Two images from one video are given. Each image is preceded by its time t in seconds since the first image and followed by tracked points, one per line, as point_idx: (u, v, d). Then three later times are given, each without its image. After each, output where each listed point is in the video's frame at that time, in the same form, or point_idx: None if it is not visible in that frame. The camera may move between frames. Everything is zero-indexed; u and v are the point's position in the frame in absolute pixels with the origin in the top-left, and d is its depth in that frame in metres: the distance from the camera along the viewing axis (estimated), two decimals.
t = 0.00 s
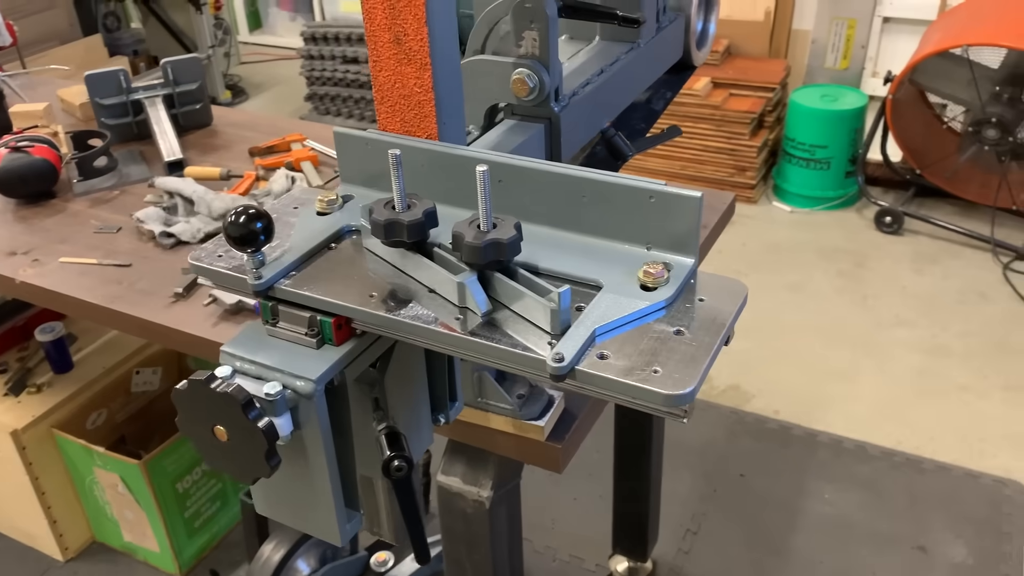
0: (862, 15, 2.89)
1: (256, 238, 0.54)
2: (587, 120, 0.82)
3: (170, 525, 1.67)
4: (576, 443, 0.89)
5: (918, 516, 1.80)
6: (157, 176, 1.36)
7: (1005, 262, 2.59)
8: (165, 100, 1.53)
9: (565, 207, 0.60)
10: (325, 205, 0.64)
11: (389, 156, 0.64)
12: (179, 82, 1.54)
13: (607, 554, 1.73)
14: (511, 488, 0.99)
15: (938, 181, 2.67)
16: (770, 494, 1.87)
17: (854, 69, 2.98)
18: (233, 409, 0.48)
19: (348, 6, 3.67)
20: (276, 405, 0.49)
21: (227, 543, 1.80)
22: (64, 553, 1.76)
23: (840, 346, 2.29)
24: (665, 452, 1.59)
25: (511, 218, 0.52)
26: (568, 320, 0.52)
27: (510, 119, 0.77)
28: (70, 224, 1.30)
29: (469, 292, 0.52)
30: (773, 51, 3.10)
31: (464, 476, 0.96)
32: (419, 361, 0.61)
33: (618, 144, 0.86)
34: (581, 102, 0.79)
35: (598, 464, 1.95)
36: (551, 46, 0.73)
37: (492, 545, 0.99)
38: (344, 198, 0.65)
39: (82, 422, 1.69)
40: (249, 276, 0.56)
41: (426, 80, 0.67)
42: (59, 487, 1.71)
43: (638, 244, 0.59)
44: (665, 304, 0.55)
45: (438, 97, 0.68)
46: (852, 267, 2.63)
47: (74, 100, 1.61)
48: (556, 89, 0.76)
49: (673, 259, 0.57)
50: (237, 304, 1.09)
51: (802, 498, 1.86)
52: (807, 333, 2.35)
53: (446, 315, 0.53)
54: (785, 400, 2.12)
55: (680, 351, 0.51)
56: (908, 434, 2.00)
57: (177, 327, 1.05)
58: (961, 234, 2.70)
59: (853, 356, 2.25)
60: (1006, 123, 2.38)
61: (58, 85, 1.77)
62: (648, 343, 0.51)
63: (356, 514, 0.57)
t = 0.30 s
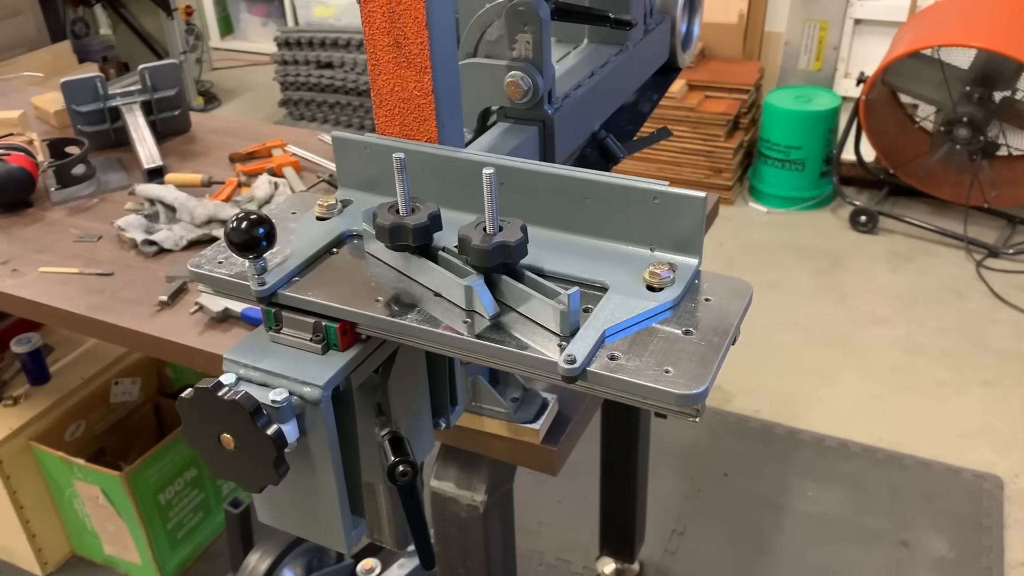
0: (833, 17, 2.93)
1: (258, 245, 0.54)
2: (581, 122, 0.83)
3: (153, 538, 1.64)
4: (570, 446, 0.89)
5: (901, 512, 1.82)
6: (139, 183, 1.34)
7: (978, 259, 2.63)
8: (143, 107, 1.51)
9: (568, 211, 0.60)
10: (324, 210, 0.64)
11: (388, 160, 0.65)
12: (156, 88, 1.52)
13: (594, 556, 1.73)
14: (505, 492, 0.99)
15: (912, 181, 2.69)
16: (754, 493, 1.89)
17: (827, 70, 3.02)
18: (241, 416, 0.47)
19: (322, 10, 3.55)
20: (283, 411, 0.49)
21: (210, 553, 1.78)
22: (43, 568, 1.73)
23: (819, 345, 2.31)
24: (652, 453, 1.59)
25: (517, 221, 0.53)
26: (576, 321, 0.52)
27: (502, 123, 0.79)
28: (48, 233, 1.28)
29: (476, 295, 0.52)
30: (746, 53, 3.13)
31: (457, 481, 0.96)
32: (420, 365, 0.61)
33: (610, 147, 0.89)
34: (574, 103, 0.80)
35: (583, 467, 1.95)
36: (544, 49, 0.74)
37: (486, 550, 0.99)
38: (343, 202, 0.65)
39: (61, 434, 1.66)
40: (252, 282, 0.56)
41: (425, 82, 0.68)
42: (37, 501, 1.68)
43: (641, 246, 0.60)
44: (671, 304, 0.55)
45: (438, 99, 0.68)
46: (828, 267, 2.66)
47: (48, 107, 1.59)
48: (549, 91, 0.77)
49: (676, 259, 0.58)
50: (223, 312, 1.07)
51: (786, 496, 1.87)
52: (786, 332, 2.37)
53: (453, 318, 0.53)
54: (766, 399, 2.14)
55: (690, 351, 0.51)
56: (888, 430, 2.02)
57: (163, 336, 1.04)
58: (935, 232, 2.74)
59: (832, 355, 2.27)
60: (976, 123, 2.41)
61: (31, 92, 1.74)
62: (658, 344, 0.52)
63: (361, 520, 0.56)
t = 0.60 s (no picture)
0: (811, 17, 2.95)
1: (263, 246, 0.54)
2: (575, 122, 0.85)
3: (140, 544, 1.63)
4: (565, 444, 0.89)
5: (885, 506, 1.84)
6: (123, 186, 1.33)
7: (956, 255, 2.66)
8: (126, 109, 1.50)
9: (572, 209, 0.61)
10: (326, 210, 0.65)
11: (390, 159, 0.65)
12: (139, 91, 1.51)
13: (583, 555, 1.74)
14: (499, 491, 0.99)
15: (889, 178, 2.72)
16: (740, 489, 1.90)
17: (805, 69, 3.04)
18: (251, 419, 0.48)
19: (300, 11, 3.57)
20: (292, 412, 0.49)
21: (197, 558, 1.77)
22: None
23: (801, 341, 2.34)
24: (640, 451, 1.60)
25: (524, 219, 0.53)
26: (585, 318, 0.52)
27: (499, 122, 0.81)
28: (32, 237, 1.27)
29: (483, 293, 0.53)
30: (725, 53, 3.15)
31: (452, 480, 0.96)
32: (422, 366, 0.61)
33: (605, 147, 0.91)
34: (568, 103, 0.82)
35: (570, 466, 1.96)
36: (539, 49, 0.76)
37: (481, 549, 0.99)
38: (344, 203, 0.66)
39: (44, 440, 1.64)
40: (257, 283, 0.56)
41: (427, 82, 0.69)
42: (20, 508, 1.66)
43: (644, 243, 0.61)
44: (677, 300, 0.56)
45: (439, 99, 0.69)
46: (809, 264, 2.68)
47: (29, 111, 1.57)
48: (544, 91, 0.78)
49: (680, 257, 0.59)
50: (213, 314, 1.06)
51: (772, 492, 1.89)
52: (769, 329, 2.39)
53: (460, 316, 0.53)
54: (750, 396, 2.15)
55: (698, 346, 0.52)
56: (871, 425, 2.04)
57: (152, 339, 1.03)
58: (912, 229, 2.77)
59: (814, 351, 2.29)
60: (953, 120, 2.43)
61: (10, 95, 1.72)
62: (666, 340, 0.52)
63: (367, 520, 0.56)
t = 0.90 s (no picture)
0: (793, 17, 2.97)
1: (266, 242, 0.55)
2: (568, 119, 0.87)
3: (128, 547, 1.62)
4: (561, 441, 0.89)
5: (872, 501, 1.85)
6: (112, 186, 1.33)
7: (939, 253, 2.69)
8: (112, 109, 1.49)
9: (573, 204, 0.63)
10: (326, 205, 0.66)
11: (391, 154, 0.67)
12: (126, 91, 1.51)
13: (574, 553, 1.74)
14: (494, 488, 0.99)
15: (872, 177, 2.75)
16: (729, 486, 1.91)
17: (788, 69, 3.06)
18: (257, 413, 0.48)
19: (284, 12, 3.54)
20: (298, 406, 0.49)
21: (187, 560, 1.76)
22: None
23: (787, 339, 2.35)
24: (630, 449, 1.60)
25: (527, 215, 0.55)
26: (589, 311, 0.53)
27: (495, 119, 0.83)
28: (19, 239, 1.26)
29: (487, 287, 0.54)
30: (709, 54, 3.17)
31: (447, 478, 0.96)
32: (424, 361, 0.62)
33: (598, 144, 0.94)
34: (562, 100, 0.84)
35: (559, 465, 1.97)
36: (535, 46, 0.78)
37: (476, 547, 0.99)
38: (345, 199, 0.67)
39: (31, 444, 1.63)
40: (261, 278, 0.57)
41: (427, 79, 0.70)
42: (6, 512, 1.64)
43: (645, 237, 0.62)
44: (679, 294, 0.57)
45: (439, 96, 0.70)
46: (794, 263, 2.70)
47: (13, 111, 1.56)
48: (540, 88, 0.80)
49: (680, 250, 0.60)
50: (205, 314, 1.06)
51: (760, 489, 1.90)
52: (755, 327, 2.41)
53: (465, 310, 0.54)
54: (738, 394, 2.17)
55: (702, 337, 0.54)
56: (857, 422, 2.06)
57: (144, 340, 1.02)
58: (895, 227, 2.80)
59: (800, 348, 2.31)
60: (934, 120, 2.45)
61: None
62: (670, 333, 0.54)
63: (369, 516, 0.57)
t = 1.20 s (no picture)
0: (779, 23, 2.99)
1: (267, 238, 0.56)
2: (563, 120, 0.89)
3: (119, 550, 1.61)
4: (555, 440, 0.90)
5: (860, 502, 1.87)
6: (104, 189, 1.33)
7: (924, 256, 2.72)
8: (103, 112, 1.49)
9: (571, 201, 0.64)
10: (326, 204, 0.68)
11: (390, 153, 0.68)
12: (117, 94, 1.51)
13: (564, 554, 1.75)
14: (488, 488, 0.99)
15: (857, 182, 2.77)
16: (718, 487, 1.92)
17: (774, 75, 3.08)
18: (261, 407, 0.49)
19: (272, 17, 3.38)
20: (300, 400, 0.50)
21: (177, 564, 1.76)
22: None
23: (775, 341, 2.37)
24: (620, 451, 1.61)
25: (526, 212, 0.57)
26: (589, 306, 0.55)
27: (490, 120, 0.85)
28: (10, 241, 1.25)
29: (487, 281, 0.55)
30: (695, 59, 3.20)
31: (442, 478, 0.96)
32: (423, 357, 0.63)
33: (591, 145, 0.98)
34: (556, 101, 0.86)
35: (550, 468, 1.97)
36: (530, 47, 0.80)
37: (471, 546, 1.00)
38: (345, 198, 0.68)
39: (20, 448, 1.61)
40: (263, 275, 0.58)
41: (426, 78, 0.71)
42: None
43: (642, 233, 0.64)
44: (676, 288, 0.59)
45: (439, 95, 0.72)
46: (781, 266, 2.72)
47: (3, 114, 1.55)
48: (534, 89, 0.83)
49: (677, 246, 0.62)
50: (199, 315, 1.06)
51: (749, 490, 1.91)
52: (742, 330, 2.42)
53: (466, 304, 0.56)
54: (726, 396, 2.18)
55: (699, 331, 0.55)
56: (845, 423, 2.07)
57: (137, 341, 1.02)
58: (881, 231, 2.82)
59: (788, 351, 2.33)
60: (919, 124, 2.48)
61: None
62: (668, 326, 0.55)
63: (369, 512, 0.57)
